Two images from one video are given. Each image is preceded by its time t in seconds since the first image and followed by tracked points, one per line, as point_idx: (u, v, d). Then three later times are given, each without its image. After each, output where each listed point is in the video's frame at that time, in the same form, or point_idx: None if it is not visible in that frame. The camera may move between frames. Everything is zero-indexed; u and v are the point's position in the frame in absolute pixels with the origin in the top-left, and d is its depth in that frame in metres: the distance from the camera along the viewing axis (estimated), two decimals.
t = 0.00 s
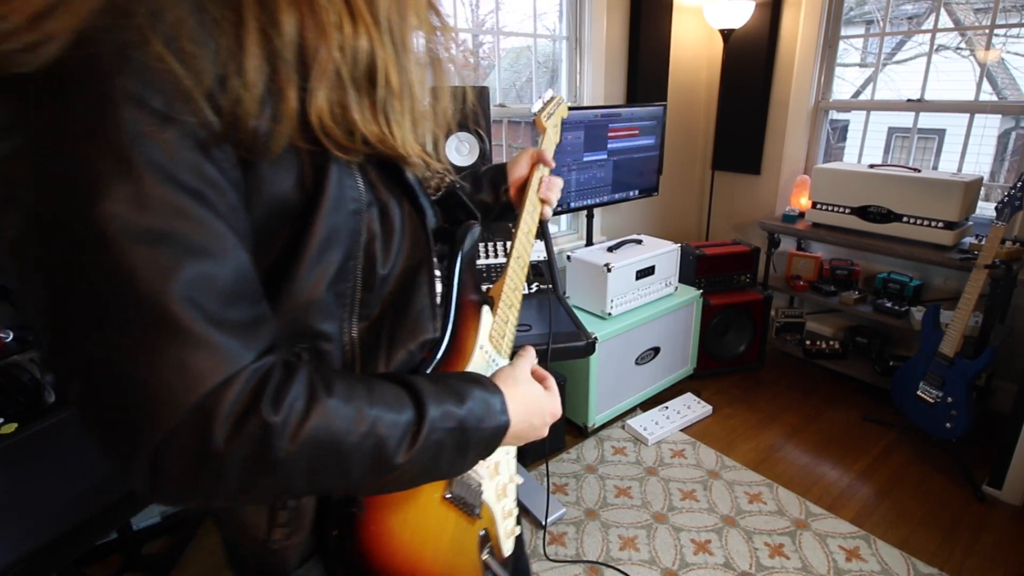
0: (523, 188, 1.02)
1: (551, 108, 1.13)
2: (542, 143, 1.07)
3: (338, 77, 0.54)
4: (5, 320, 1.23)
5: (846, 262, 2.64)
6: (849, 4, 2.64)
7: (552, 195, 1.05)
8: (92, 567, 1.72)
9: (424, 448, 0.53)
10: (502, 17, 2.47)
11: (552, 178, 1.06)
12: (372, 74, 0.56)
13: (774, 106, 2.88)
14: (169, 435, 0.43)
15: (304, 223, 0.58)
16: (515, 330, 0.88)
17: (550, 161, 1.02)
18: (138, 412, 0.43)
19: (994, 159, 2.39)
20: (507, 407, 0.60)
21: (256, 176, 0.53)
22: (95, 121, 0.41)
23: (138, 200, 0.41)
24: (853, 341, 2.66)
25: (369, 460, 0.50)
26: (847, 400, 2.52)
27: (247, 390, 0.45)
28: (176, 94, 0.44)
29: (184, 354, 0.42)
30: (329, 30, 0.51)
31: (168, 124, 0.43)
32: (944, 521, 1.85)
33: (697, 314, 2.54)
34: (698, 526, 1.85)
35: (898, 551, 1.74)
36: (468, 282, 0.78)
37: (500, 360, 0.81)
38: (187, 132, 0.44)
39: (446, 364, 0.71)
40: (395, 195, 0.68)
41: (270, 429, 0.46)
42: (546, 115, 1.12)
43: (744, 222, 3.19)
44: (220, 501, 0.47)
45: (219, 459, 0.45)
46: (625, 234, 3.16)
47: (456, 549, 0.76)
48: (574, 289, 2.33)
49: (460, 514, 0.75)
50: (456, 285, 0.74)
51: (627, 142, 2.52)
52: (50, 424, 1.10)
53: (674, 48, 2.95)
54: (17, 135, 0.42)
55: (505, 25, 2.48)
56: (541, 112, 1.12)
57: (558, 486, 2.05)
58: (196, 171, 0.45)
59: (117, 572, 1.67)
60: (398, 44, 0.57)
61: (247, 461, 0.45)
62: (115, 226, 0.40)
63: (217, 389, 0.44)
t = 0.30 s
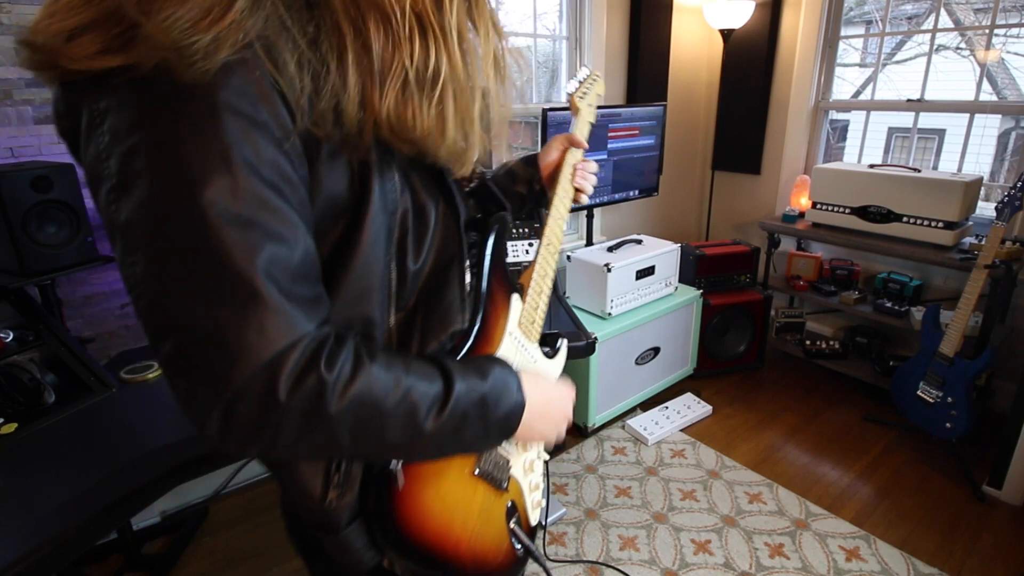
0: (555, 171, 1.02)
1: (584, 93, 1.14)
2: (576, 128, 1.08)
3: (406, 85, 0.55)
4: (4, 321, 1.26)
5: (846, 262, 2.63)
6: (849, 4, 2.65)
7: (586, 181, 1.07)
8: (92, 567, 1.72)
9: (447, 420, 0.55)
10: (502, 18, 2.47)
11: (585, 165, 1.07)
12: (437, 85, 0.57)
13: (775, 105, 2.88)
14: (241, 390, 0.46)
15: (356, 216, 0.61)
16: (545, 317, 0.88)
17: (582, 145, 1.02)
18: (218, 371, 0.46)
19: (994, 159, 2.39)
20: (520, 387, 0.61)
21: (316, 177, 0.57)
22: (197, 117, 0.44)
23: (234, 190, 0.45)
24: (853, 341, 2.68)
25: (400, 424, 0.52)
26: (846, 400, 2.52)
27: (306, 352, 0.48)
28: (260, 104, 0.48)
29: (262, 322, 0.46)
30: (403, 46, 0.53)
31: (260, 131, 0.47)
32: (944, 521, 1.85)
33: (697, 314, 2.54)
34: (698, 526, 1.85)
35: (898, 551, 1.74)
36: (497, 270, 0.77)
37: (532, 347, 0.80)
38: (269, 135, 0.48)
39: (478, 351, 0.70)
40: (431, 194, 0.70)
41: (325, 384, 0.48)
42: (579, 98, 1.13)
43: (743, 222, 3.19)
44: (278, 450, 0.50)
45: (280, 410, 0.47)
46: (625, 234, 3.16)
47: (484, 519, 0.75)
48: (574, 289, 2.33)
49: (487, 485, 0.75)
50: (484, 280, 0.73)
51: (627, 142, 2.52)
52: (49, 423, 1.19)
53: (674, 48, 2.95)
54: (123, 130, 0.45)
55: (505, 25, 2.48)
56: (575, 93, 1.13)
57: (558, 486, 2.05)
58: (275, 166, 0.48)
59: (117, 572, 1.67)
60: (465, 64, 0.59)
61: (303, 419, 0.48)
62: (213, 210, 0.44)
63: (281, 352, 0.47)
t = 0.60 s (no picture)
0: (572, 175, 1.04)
1: (605, 100, 1.14)
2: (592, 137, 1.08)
3: (399, 99, 0.57)
4: (3, 320, 1.24)
5: (846, 262, 2.64)
6: (849, 4, 2.65)
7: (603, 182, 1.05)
8: (91, 567, 1.71)
9: (454, 407, 0.56)
10: (502, 18, 2.47)
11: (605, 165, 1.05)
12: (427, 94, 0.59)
13: (774, 106, 2.88)
14: (266, 358, 0.47)
15: (371, 207, 0.61)
16: (558, 310, 0.87)
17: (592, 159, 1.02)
18: (245, 342, 0.47)
19: (994, 159, 2.39)
20: (524, 381, 0.62)
21: (333, 170, 0.58)
22: (224, 114, 0.47)
23: (259, 178, 0.47)
24: (853, 341, 2.68)
25: (411, 403, 0.53)
26: (846, 400, 2.52)
27: (330, 328, 0.49)
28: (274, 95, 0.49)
29: (289, 295, 0.47)
30: (393, 63, 0.55)
31: (282, 127, 0.49)
32: (944, 521, 1.85)
33: (697, 314, 2.54)
34: (698, 526, 1.85)
35: (898, 551, 1.74)
36: (510, 262, 0.79)
37: (543, 337, 0.82)
38: (291, 130, 0.49)
39: (487, 335, 0.71)
40: (443, 187, 0.69)
41: (344, 360, 0.49)
42: (599, 104, 1.14)
43: (743, 222, 3.19)
44: (302, 417, 0.51)
45: (303, 378, 0.48)
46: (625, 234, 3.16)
47: (490, 498, 0.75)
48: (574, 289, 2.32)
49: (494, 465, 0.76)
50: (496, 268, 0.75)
51: (627, 142, 2.52)
52: (49, 422, 1.19)
53: (674, 48, 2.95)
54: (162, 129, 0.48)
55: (505, 25, 2.47)
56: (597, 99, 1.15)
57: (558, 486, 2.05)
58: (296, 159, 0.49)
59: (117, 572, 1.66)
60: (449, 72, 0.61)
61: (324, 393, 0.49)
62: (239, 195, 0.46)
63: (304, 326, 0.48)
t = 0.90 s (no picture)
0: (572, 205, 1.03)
1: (620, 110, 1.15)
2: (602, 148, 1.08)
3: (407, 66, 0.55)
4: (3, 321, 1.24)
5: (846, 262, 2.64)
6: (849, 4, 2.65)
7: (600, 219, 1.03)
8: (91, 567, 1.71)
9: (439, 392, 0.56)
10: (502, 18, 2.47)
11: (603, 203, 1.04)
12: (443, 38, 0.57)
13: (775, 106, 2.88)
14: (249, 333, 0.48)
15: (368, 194, 0.61)
16: (556, 311, 0.87)
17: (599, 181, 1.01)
18: (228, 317, 0.48)
19: (994, 159, 2.39)
20: (520, 374, 0.63)
21: (334, 157, 0.57)
22: (224, 91, 0.47)
23: (247, 160, 0.47)
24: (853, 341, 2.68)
25: (391, 386, 0.54)
26: (846, 400, 2.52)
27: (308, 310, 0.49)
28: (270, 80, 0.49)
29: (265, 278, 0.47)
30: (400, 27, 0.53)
31: (277, 109, 0.49)
32: (944, 521, 1.85)
33: (697, 314, 2.54)
34: (698, 526, 1.85)
35: (898, 551, 1.74)
36: (512, 260, 0.78)
37: (539, 338, 0.82)
38: (292, 111, 0.50)
39: (482, 331, 0.71)
40: (445, 176, 0.69)
41: (319, 343, 0.49)
42: (614, 113, 1.14)
43: (743, 222, 3.20)
44: (283, 395, 0.52)
45: (281, 358, 0.49)
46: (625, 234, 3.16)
47: (473, 492, 0.75)
48: (574, 289, 2.32)
49: (480, 460, 0.76)
50: (497, 263, 0.74)
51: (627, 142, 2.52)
52: (48, 422, 1.19)
53: (674, 48, 2.95)
54: (162, 107, 0.49)
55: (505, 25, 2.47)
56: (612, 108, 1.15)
57: (558, 486, 2.05)
58: (289, 141, 0.49)
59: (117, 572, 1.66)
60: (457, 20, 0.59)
61: (300, 370, 0.50)
62: (228, 175, 0.46)
63: (283, 307, 0.48)
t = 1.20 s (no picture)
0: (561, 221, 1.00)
1: (617, 106, 1.15)
2: (598, 145, 1.08)
3: None
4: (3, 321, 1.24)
5: (846, 262, 2.64)
6: (849, 5, 2.65)
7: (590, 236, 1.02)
8: (91, 567, 1.71)
9: (433, 382, 0.56)
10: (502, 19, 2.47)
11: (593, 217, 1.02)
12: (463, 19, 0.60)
13: (775, 106, 2.88)
14: (236, 332, 0.48)
15: (357, 190, 0.60)
16: (554, 309, 0.88)
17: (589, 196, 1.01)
18: (217, 315, 0.48)
19: (994, 159, 2.39)
20: (514, 364, 0.63)
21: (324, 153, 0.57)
22: (206, 88, 0.47)
23: (234, 156, 0.46)
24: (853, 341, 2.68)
25: (384, 381, 0.54)
26: (846, 400, 2.52)
27: (300, 304, 0.49)
28: (259, 72, 0.49)
29: (257, 274, 0.47)
30: None
31: (263, 104, 0.48)
32: (943, 521, 1.85)
33: (697, 314, 2.54)
34: (698, 526, 1.85)
35: (898, 551, 1.74)
36: (507, 259, 0.79)
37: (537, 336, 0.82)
38: (276, 108, 0.49)
39: (479, 329, 0.72)
40: (439, 170, 0.69)
41: (311, 338, 0.49)
42: (612, 109, 1.14)
43: (743, 222, 3.19)
44: (274, 393, 0.52)
45: (271, 355, 0.49)
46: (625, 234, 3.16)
47: (470, 492, 0.75)
48: (573, 289, 2.32)
49: (477, 459, 0.76)
50: (493, 259, 0.74)
51: (627, 142, 2.52)
52: (47, 422, 1.19)
53: (674, 48, 2.95)
54: (146, 104, 0.48)
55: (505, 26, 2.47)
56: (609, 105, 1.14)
57: (558, 486, 2.05)
58: (276, 136, 0.49)
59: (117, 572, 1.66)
60: None
61: (292, 366, 0.50)
62: (214, 171, 0.46)
63: (275, 302, 0.48)
